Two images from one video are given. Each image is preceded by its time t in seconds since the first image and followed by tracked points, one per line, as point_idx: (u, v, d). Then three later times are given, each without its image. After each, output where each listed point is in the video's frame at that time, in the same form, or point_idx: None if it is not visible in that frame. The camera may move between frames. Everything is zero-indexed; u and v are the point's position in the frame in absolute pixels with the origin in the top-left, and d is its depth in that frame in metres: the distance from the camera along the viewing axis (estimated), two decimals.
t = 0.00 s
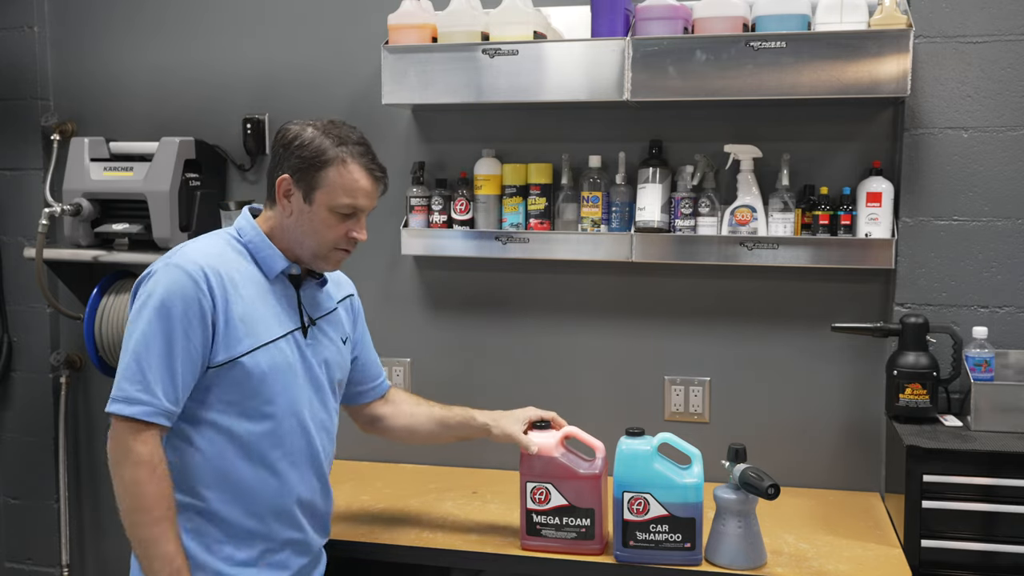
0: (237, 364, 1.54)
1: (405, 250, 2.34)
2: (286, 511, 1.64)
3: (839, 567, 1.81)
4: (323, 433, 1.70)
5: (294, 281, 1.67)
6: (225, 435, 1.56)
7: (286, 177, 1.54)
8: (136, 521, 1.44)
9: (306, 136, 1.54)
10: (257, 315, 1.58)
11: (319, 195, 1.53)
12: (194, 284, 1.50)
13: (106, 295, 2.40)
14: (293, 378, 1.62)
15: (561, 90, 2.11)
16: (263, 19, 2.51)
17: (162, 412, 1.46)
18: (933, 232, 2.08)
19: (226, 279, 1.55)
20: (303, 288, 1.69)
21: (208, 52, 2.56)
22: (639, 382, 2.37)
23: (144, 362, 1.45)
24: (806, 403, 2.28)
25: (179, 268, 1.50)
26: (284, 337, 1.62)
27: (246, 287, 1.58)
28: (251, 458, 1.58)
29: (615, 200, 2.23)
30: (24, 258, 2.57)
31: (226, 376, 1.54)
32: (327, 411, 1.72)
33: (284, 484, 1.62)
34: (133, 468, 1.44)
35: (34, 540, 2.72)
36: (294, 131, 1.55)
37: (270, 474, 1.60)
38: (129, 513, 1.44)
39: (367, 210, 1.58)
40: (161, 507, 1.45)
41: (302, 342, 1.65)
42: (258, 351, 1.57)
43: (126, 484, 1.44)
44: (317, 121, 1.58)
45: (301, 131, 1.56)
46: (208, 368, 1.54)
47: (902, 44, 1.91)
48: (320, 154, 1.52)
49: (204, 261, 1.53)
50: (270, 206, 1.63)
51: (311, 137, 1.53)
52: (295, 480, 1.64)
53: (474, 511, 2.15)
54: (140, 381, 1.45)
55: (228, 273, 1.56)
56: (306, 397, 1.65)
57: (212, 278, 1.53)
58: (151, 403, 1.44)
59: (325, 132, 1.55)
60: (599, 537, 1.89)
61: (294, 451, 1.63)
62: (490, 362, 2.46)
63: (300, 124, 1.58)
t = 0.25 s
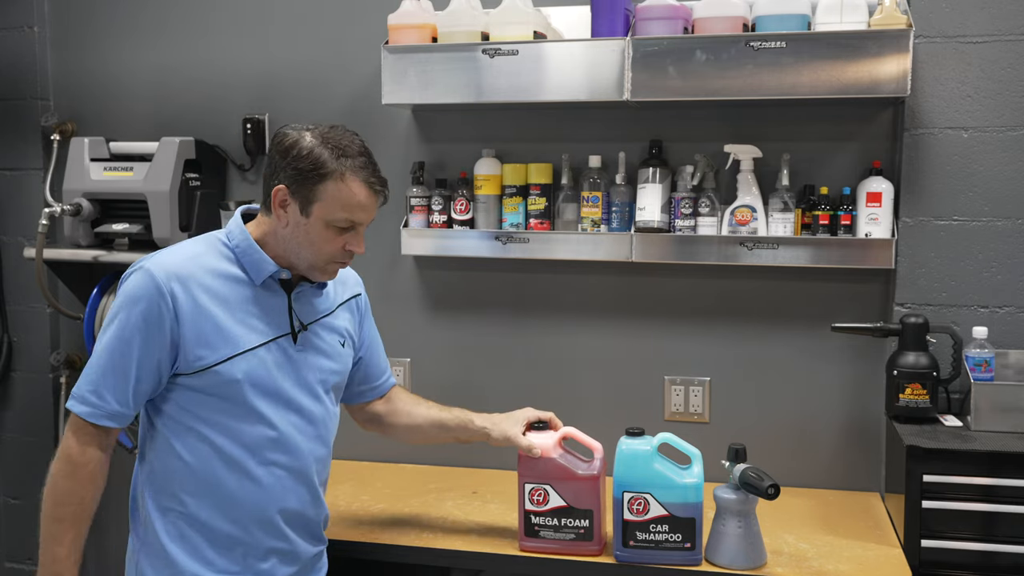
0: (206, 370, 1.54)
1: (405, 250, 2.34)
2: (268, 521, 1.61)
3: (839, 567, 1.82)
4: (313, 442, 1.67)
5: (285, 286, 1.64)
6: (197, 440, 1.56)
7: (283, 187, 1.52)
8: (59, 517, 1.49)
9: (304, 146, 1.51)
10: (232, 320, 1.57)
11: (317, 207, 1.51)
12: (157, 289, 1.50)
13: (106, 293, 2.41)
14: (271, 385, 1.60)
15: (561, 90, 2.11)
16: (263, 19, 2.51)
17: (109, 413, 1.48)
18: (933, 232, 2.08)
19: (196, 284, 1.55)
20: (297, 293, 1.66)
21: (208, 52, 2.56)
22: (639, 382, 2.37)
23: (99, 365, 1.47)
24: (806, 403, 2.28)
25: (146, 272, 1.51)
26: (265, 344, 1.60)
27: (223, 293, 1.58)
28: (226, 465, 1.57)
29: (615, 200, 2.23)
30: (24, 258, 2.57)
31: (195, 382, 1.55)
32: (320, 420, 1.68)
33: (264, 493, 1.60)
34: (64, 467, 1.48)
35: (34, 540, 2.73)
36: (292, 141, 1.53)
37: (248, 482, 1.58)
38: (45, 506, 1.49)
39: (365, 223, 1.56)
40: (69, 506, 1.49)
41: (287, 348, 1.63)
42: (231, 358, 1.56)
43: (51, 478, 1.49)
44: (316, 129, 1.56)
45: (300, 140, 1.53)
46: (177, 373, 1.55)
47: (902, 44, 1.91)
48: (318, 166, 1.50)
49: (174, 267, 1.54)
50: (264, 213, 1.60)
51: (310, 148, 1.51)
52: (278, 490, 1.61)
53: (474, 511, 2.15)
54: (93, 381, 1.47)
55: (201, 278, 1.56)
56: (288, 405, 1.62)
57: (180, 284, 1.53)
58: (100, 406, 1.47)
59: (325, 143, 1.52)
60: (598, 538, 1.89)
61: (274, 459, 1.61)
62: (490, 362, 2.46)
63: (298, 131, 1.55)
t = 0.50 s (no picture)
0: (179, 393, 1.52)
1: (405, 250, 2.34)
2: (264, 535, 1.60)
3: (839, 567, 1.81)
4: (301, 452, 1.65)
5: (257, 297, 1.60)
6: (179, 463, 1.54)
7: (250, 200, 1.47)
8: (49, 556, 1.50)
9: (268, 155, 1.46)
10: (201, 340, 1.55)
11: (289, 220, 1.47)
12: (119, 317, 1.47)
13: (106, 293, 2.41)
14: (248, 400, 1.58)
15: (561, 90, 2.11)
16: (263, 19, 2.51)
17: (83, 449, 1.46)
18: (933, 232, 2.08)
19: (159, 307, 1.52)
20: (270, 302, 1.63)
21: (209, 51, 2.56)
22: (639, 382, 2.37)
23: (69, 399, 1.45)
24: (806, 403, 2.28)
25: (105, 300, 1.48)
26: (239, 359, 1.57)
27: (189, 312, 1.55)
28: (212, 486, 1.55)
29: (615, 200, 2.23)
30: (24, 258, 2.57)
31: (169, 406, 1.53)
32: (304, 428, 1.67)
33: (256, 509, 1.58)
34: (45, 506, 1.48)
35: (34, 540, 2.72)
36: (255, 150, 1.47)
37: (237, 500, 1.56)
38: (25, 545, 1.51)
39: (339, 229, 1.52)
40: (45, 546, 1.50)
41: (263, 361, 1.61)
42: (205, 378, 1.54)
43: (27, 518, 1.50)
44: (278, 134, 1.50)
45: (263, 148, 1.48)
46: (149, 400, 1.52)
47: (902, 44, 1.91)
48: (285, 176, 1.45)
49: (135, 291, 1.51)
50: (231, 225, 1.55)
51: (274, 157, 1.46)
52: (270, 504, 1.60)
53: (474, 510, 2.15)
54: (65, 417, 1.45)
55: (164, 300, 1.53)
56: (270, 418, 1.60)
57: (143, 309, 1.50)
58: (74, 442, 1.45)
59: (289, 150, 1.47)
60: (595, 540, 1.89)
61: (261, 474, 1.59)
62: (490, 362, 2.46)
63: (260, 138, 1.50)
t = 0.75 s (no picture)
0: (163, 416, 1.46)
1: (405, 250, 2.34)
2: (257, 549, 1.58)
3: (839, 567, 1.81)
4: (288, 461, 1.62)
5: (230, 307, 1.56)
6: (167, 487, 1.49)
7: (217, 202, 1.42)
8: None
9: (231, 152, 1.41)
10: (178, 357, 1.49)
11: (258, 217, 1.42)
12: (96, 342, 1.40)
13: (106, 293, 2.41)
14: (232, 416, 1.53)
15: (561, 90, 2.11)
16: (263, 19, 2.51)
17: (77, 484, 1.38)
18: (933, 232, 2.08)
19: (134, 327, 1.45)
20: (242, 310, 1.58)
21: (208, 52, 2.56)
22: (639, 382, 2.37)
23: (54, 433, 1.37)
24: (806, 403, 2.27)
25: (77, 325, 1.39)
26: (218, 374, 1.53)
27: (163, 330, 1.49)
28: (202, 507, 1.51)
29: (615, 200, 2.23)
30: (24, 258, 2.57)
31: (153, 432, 1.46)
32: (289, 438, 1.63)
33: (249, 525, 1.55)
34: (44, 551, 1.38)
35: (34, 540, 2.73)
36: (215, 148, 1.42)
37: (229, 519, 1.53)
38: None
39: (311, 223, 1.48)
40: None
41: (243, 372, 1.56)
42: (187, 398, 1.49)
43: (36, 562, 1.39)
44: (237, 130, 1.45)
45: (223, 145, 1.43)
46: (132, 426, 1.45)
47: (902, 44, 1.91)
48: (252, 172, 1.40)
49: (108, 313, 1.43)
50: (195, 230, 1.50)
51: (237, 154, 1.41)
52: (262, 518, 1.57)
53: (474, 510, 2.15)
54: (48, 455, 1.37)
55: (137, 319, 1.46)
56: (256, 432, 1.56)
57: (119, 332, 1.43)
58: (63, 479, 1.37)
59: (252, 144, 1.42)
60: (595, 540, 1.89)
61: (251, 489, 1.55)
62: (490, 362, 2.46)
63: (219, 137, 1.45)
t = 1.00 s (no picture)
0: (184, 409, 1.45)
1: (405, 250, 2.34)
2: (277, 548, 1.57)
3: (839, 567, 1.82)
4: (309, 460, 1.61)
5: (251, 302, 1.55)
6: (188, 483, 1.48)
7: (244, 193, 1.43)
8: None
9: (259, 144, 1.41)
10: (200, 351, 1.49)
11: (284, 208, 1.43)
12: (120, 331, 1.39)
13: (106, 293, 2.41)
14: (252, 412, 1.52)
15: (561, 90, 2.11)
16: (263, 19, 2.51)
17: (104, 472, 1.36)
18: (933, 232, 2.08)
19: (157, 318, 1.45)
20: (264, 305, 1.57)
21: (209, 51, 2.56)
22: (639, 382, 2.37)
23: (79, 420, 1.36)
24: (806, 403, 2.28)
25: (102, 314, 1.39)
26: (238, 369, 1.52)
27: (186, 322, 1.48)
28: (222, 502, 1.50)
29: (615, 200, 2.23)
30: (24, 258, 2.57)
31: (175, 425, 1.45)
32: (311, 436, 1.62)
33: (268, 522, 1.54)
34: (69, 537, 1.35)
35: (34, 540, 2.73)
36: (243, 140, 1.42)
37: (248, 515, 1.52)
38: None
39: (334, 217, 1.48)
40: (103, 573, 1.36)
41: (263, 368, 1.55)
42: (208, 391, 1.48)
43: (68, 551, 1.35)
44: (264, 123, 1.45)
45: (251, 137, 1.43)
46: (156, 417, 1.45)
47: (902, 44, 1.91)
48: (280, 164, 1.40)
49: (132, 303, 1.43)
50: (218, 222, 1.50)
51: (266, 146, 1.41)
52: (281, 517, 1.56)
53: (474, 510, 2.15)
54: (75, 443, 1.36)
55: (161, 311, 1.46)
56: (277, 429, 1.55)
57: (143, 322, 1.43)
58: (89, 466, 1.35)
59: (280, 137, 1.43)
60: (595, 540, 1.89)
61: (271, 486, 1.54)
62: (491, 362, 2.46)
63: (246, 129, 1.44)
